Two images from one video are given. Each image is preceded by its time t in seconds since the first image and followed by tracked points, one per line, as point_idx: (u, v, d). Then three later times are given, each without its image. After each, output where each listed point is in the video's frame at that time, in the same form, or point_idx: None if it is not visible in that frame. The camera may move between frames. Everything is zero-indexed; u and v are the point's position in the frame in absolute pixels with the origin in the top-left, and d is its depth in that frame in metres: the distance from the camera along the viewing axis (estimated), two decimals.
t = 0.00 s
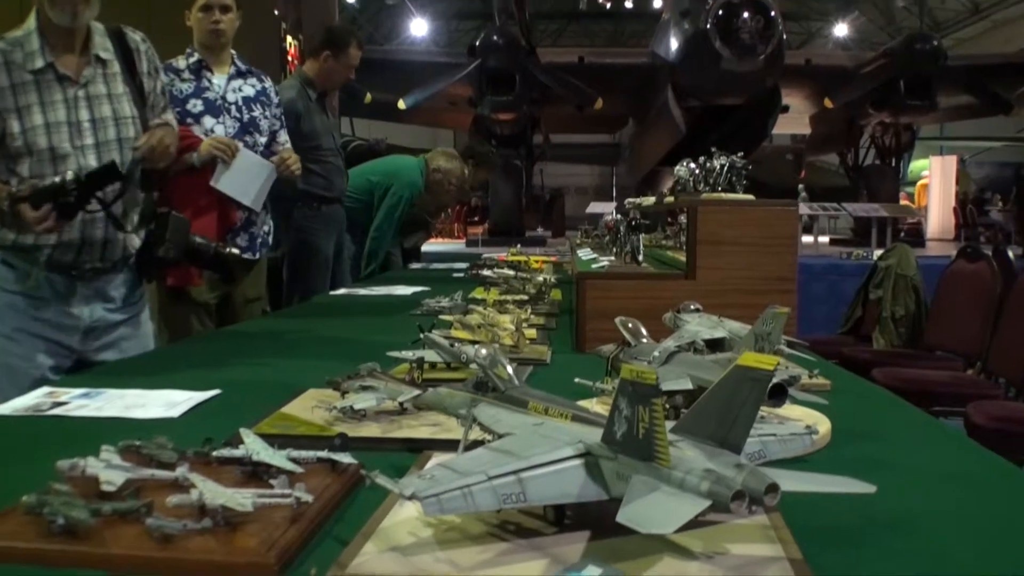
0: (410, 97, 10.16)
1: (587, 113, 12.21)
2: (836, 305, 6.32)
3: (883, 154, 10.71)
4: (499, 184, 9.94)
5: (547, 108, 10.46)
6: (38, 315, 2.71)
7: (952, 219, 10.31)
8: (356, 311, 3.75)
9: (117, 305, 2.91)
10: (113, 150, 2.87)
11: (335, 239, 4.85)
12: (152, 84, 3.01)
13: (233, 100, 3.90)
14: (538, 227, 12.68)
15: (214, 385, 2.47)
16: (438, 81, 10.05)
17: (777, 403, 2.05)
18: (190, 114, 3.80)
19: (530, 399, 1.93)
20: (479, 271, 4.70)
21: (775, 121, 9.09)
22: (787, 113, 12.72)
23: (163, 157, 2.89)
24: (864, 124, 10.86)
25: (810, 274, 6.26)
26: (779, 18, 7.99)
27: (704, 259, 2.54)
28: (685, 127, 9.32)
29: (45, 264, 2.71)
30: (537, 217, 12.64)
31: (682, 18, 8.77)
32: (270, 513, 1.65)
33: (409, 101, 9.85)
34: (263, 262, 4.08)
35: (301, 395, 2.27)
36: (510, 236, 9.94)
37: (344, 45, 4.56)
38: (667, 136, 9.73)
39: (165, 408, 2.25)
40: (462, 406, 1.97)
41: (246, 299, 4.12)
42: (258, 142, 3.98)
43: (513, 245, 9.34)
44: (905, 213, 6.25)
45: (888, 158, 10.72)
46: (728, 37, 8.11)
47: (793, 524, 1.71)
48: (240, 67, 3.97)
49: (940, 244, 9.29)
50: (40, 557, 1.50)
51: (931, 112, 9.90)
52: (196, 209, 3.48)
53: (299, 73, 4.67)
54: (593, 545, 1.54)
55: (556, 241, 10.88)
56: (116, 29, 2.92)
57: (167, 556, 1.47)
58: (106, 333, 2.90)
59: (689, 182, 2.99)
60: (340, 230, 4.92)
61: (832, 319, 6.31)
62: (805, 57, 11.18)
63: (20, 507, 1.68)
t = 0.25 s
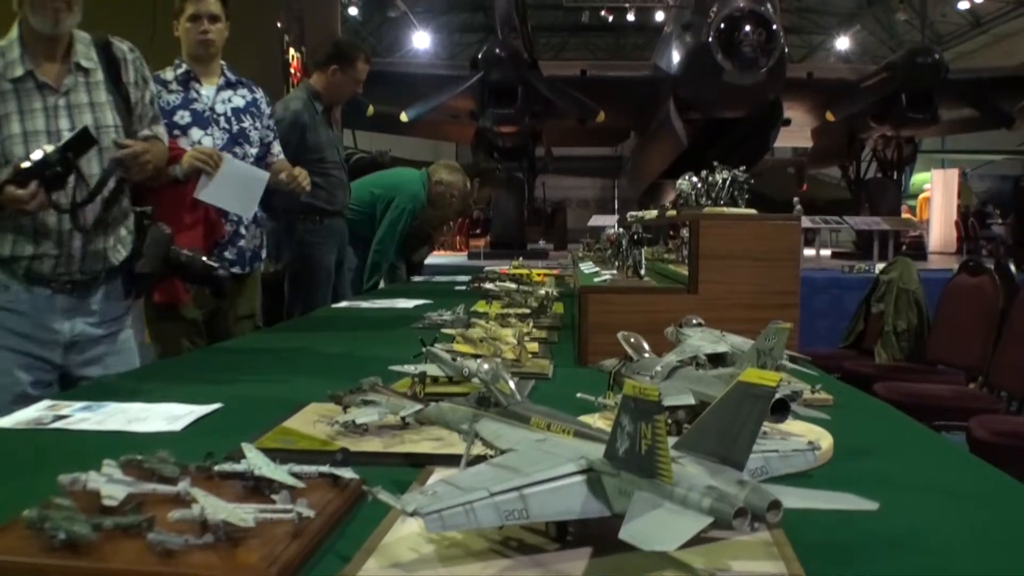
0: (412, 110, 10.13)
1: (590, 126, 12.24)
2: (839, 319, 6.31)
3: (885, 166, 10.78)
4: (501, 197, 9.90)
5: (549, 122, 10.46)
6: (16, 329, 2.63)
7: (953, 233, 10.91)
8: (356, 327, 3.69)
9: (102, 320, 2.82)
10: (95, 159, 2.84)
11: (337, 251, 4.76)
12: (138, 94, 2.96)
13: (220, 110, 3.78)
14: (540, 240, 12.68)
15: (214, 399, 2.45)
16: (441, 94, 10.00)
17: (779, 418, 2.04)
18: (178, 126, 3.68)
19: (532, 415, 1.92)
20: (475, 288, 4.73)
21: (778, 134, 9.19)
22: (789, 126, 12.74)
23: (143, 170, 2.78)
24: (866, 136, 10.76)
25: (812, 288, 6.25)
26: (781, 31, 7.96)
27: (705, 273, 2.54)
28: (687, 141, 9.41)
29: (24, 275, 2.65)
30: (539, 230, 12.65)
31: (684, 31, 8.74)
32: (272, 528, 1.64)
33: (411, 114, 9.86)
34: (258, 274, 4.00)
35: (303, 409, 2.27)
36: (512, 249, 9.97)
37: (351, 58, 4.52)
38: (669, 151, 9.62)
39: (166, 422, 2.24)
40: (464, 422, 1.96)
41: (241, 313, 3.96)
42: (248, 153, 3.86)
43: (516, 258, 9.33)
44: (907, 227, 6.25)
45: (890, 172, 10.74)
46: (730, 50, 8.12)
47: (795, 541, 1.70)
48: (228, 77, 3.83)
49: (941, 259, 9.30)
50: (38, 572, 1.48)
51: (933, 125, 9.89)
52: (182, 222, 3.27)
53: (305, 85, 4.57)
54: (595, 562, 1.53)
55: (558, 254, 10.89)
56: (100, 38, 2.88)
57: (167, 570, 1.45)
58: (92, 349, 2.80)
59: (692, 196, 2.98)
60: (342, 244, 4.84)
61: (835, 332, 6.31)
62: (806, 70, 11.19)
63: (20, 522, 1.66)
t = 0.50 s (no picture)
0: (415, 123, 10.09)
1: (592, 140, 12.26)
2: (840, 332, 6.30)
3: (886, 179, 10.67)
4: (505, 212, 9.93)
5: (552, 135, 10.43)
6: None
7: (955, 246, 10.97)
8: (359, 342, 3.51)
9: (90, 335, 2.75)
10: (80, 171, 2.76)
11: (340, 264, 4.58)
12: (125, 108, 2.87)
13: (212, 123, 3.60)
14: (541, 253, 12.67)
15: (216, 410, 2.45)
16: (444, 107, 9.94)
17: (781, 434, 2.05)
18: (168, 139, 3.52)
19: (533, 432, 1.92)
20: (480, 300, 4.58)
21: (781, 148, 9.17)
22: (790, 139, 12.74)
23: (109, 198, 2.69)
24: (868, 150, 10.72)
25: (814, 301, 6.24)
26: (783, 44, 7.86)
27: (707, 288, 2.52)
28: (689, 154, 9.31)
29: (9, 289, 2.62)
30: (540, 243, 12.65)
31: (685, 44, 8.77)
32: (273, 544, 1.64)
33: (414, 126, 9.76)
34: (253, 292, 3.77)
35: (306, 422, 2.27)
36: (513, 263, 9.88)
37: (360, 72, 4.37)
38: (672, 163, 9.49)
39: (169, 435, 2.23)
40: (465, 437, 1.96)
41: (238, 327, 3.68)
42: (240, 167, 3.65)
43: (518, 272, 9.30)
44: (909, 240, 6.23)
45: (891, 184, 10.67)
46: (732, 64, 7.98)
47: (797, 559, 1.69)
48: (221, 89, 3.67)
49: (943, 272, 9.28)
50: None
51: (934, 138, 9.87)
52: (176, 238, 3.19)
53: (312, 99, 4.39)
54: None
55: (560, 266, 10.87)
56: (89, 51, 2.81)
57: None
58: (80, 366, 2.72)
59: (694, 211, 2.97)
60: (345, 256, 4.67)
61: (837, 346, 6.29)
62: (808, 84, 11.18)
63: (23, 535, 1.65)
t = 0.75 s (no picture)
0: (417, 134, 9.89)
1: (594, 153, 12.27)
2: (841, 345, 6.28)
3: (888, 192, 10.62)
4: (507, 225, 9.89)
5: (553, 147, 10.43)
6: None
7: (957, 259, 10.97)
8: (360, 357, 3.35)
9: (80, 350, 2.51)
10: (66, 186, 2.54)
11: (342, 277, 4.44)
12: (112, 122, 2.65)
13: (200, 136, 3.48)
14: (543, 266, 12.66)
15: (217, 421, 2.44)
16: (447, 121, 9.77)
17: (783, 450, 2.03)
18: (155, 154, 3.43)
19: (535, 447, 1.91)
20: (481, 314, 4.36)
21: (780, 161, 9.11)
22: (791, 152, 12.76)
23: (83, 220, 2.42)
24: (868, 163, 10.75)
25: (815, 314, 6.22)
26: (784, 57, 7.87)
27: (706, 301, 2.44)
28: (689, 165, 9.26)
29: None
30: (541, 256, 12.64)
31: (687, 57, 8.82)
32: (274, 560, 1.63)
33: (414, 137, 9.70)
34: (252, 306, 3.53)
35: (307, 436, 2.26)
36: (515, 275, 9.82)
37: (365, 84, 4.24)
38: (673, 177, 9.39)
39: (171, 449, 2.22)
40: (467, 453, 1.95)
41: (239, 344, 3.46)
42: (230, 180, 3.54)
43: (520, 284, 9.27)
44: (912, 254, 6.20)
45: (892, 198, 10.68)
46: (734, 77, 7.92)
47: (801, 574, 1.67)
48: (210, 102, 3.53)
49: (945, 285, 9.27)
50: None
51: (935, 151, 9.88)
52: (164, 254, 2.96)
53: (316, 112, 4.27)
54: None
55: (561, 279, 10.84)
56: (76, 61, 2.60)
57: None
58: (70, 381, 2.48)
59: (696, 225, 2.93)
60: (346, 270, 4.52)
61: (838, 359, 6.27)
62: (809, 97, 11.18)
63: (23, 551, 1.64)
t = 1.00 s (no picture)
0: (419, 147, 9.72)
1: (596, 166, 12.27)
2: (842, 359, 6.25)
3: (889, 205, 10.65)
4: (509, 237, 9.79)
5: (555, 161, 10.38)
6: None
7: (958, 272, 11.16)
8: (359, 367, 3.34)
9: (78, 363, 2.46)
10: (62, 202, 2.45)
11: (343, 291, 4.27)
12: (105, 134, 2.54)
13: (194, 150, 3.27)
14: (544, 279, 12.61)
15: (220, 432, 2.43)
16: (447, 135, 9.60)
17: (784, 465, 2.03)
18: (148, 169, 3.23)
19: (537, 463, 1.90)
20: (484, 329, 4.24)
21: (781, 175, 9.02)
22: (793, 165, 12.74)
23: (92, 237, 2.36)
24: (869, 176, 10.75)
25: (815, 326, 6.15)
26: (785, 71, 8.02)
27: (708, 316, 2.42)
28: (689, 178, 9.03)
29: None
30: (543, 269, 12.59)
31: (689, 71, 8.77)
32: None
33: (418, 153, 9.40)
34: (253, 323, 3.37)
35: (310, 451, 2.26)
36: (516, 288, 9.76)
37: (369, 100, 4.13)
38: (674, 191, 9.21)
39: (173, 464, 2.19)
40: (469, 469, 1.95)
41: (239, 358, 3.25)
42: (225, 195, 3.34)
43: (522, 296, 9.20)
44: (914, 267, 6.16)
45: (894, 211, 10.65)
46: (734, 91, 8.14)
47: None
48: (206, 114, 3.33)
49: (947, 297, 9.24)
50: None
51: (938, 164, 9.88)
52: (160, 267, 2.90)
53: (316, 128, 4.06)
54: None
55: (563, 292, 10.80)
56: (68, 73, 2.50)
57: None
58: (69, 394, 2.44)
59: (697, 239, 2.91)
60: (347, 285, 4.35)
61: (839, 374, 6.21)
62: (811, 110, 11.15)
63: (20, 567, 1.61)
